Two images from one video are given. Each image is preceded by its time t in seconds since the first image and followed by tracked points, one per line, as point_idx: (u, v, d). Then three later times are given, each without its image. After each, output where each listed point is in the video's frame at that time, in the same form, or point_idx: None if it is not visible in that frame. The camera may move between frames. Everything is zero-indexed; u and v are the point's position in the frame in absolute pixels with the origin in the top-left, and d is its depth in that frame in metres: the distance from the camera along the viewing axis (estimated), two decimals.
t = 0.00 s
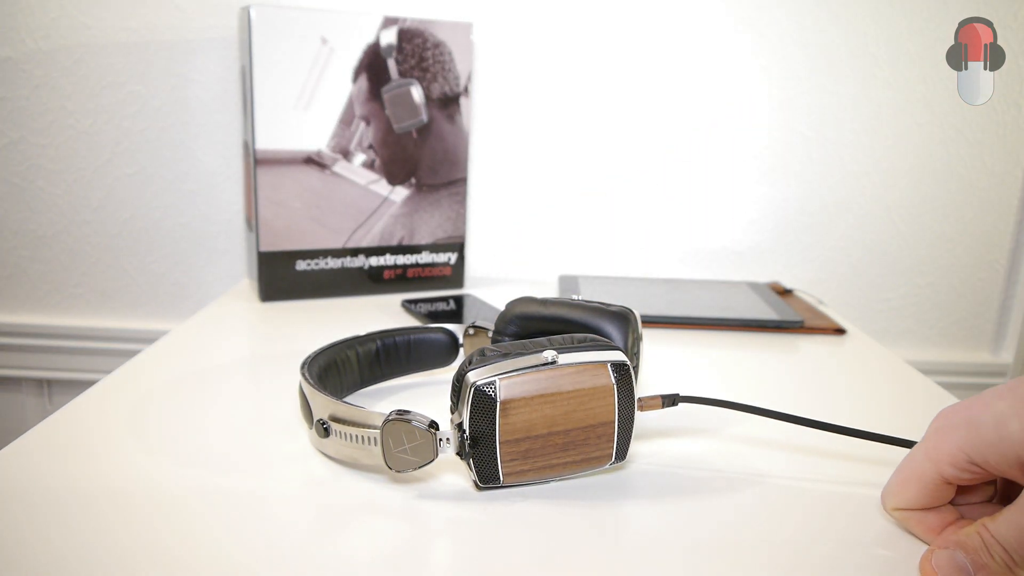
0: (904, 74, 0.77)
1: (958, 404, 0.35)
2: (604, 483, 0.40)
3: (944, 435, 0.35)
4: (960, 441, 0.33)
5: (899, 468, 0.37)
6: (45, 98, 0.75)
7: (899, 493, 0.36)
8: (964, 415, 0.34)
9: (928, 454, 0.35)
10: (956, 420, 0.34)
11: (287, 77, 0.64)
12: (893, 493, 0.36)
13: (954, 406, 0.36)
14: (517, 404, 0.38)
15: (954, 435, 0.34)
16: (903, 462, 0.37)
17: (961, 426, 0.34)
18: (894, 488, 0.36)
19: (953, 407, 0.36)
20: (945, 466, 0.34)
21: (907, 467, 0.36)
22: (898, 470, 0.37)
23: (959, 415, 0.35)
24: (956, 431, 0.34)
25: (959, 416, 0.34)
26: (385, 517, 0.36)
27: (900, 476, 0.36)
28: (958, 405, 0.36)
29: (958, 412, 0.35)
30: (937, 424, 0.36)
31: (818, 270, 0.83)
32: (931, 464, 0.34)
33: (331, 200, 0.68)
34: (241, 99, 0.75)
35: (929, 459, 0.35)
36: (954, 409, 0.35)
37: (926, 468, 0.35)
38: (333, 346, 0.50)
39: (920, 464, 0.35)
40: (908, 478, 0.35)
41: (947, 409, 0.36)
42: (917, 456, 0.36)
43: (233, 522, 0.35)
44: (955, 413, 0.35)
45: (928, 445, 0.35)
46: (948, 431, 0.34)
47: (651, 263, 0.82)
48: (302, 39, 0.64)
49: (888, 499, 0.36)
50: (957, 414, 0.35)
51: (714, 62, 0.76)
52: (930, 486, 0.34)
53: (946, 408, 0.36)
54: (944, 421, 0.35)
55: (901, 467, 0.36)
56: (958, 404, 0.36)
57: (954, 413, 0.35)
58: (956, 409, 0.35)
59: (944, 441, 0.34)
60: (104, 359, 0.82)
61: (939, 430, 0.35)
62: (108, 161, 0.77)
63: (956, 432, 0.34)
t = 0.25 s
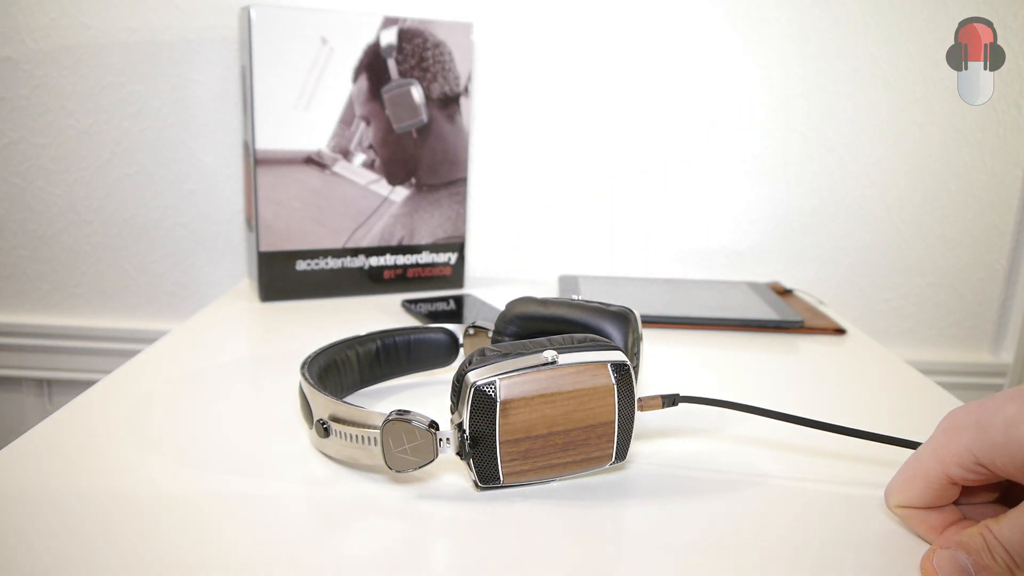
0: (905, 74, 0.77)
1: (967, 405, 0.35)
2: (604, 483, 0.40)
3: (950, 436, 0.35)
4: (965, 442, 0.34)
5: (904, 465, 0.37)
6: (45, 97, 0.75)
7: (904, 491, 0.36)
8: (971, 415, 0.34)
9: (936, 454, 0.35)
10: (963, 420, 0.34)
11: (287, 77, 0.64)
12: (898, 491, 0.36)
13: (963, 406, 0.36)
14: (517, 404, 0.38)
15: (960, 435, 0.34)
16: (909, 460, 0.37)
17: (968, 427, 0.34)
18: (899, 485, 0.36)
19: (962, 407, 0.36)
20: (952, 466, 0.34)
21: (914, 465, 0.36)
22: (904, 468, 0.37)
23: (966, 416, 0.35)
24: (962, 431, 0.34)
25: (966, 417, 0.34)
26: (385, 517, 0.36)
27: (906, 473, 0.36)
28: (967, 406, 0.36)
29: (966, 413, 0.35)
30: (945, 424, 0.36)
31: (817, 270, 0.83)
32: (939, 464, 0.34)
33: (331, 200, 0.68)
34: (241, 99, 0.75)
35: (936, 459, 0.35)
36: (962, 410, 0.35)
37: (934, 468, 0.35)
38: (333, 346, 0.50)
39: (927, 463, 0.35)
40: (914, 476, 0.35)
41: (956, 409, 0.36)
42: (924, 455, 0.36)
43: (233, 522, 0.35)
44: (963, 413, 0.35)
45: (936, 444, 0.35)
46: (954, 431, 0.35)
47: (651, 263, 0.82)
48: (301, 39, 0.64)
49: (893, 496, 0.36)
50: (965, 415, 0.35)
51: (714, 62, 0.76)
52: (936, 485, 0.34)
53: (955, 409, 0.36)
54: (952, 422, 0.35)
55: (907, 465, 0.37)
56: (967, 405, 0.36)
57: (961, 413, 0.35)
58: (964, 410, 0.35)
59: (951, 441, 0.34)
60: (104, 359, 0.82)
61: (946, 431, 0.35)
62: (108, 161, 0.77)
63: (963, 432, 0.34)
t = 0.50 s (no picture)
0: (905, 74, 0.77)
1: (966, 405, 0.35)
2: (604, 483, 0.40)
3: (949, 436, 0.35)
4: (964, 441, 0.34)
5: (904, 465, 0.37)
6: (45, 97, 0.75)
7: (903, 491, 0.36)
8: (970, 415, 0.34)
9: (934, 454, 0.35)
10: (962, 420, 0.35)
11: (288, 77, 0.64)
12: (898, 491, 0.36)
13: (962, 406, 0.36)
14: (517, 404, 0.38)
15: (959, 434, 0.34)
16: (909, 460, 0.37)
17: (966, 426, 0.34)
18: (899, 485, 0.36)
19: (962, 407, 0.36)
20: (950, 465, 0.34)
21: (913, 466, 0.36)
22: (903, 468, 0.37)
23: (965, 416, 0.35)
24: (961, 431, 0.34)
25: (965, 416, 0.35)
26: (385, 518, 0.36)
27: (906, 473, 0.36)
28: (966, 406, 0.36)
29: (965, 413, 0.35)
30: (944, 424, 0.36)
31: (817, 270, 0.83)
32: (937, 464, 0.35)
33: (331, 200, 0.68)
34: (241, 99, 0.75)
35: (934, 459, 0.35)
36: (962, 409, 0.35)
37: (931, 468, 0.35)
38: (333, 346, 0.50)
39: (926, 464, 0.35)
40: (912, 476, 0.35)
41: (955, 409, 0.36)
42: (922, 455, 0.36)
43: (232, 523, 0.35)
44: (962, 413, 0.35)
45: (935, 445, 0.35)
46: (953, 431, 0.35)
47: (651, 263, 0.82)
48: (302, 39, 0.64)
49: (891, 496, 0.36)
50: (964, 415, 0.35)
51: (715, 62, 0.76)
52: (935, 485, 0.35)
53: (954, 409, 0.36)
54: (951, 422, 0.35)
55: (907, 464, 0.37)
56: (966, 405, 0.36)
57: (961, 413, 0.35)
58: (963, 410, 0.35)
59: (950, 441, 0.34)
60: (103, 359, 0.82)
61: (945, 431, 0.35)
62: (108, 161, 0.77)
63: (962, 432, 0.34)
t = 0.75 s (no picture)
0: (904, 74, 0.77)
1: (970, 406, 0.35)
2: (604, 483, 0.40)
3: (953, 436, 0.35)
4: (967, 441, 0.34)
5: (907, 465, 0.37)
6: (45, 97, 0.75)
7: (905, 491, 0.36)
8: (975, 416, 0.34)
9: (937, 454, 0.35)
10: (966, 421, 0.35)
11: (288, 77, 0.64)
12: (900, 490, 0.36)
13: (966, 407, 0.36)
14: (517, 404, 0.38)
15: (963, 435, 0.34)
16: (912, 459, 0.37)
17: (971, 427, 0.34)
18: (901, 485, 0.36)
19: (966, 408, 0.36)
20: (953, 465, 0.34)
21: (915, 465, 0.36)
22: (905, 468, 0.37)
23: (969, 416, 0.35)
24: (964, 432, 0.34)
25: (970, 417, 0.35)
26: (385, 518, 0.36)
27: (908, 473, 0.36)
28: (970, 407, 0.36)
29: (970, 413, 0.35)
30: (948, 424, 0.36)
31: (817, 269, 0.83)
32: (939, 464, 0.35)
33: (331, 200, 0.68)
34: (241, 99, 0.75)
35: (937, 459, 0.35)
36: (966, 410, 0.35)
37: (934, 467, 0.35)
38: (333, 346, 0.50)
39: (928, 463, 0.35)
40: (915, 476, 0.36)
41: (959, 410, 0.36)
42: (925, 455, 0.36)
43: (232, 523, 0.35)
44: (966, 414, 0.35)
45: (938, 444, 0.35)
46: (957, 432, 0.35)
47: (651, 263, 0.82)
48: (302, 39, 0.64)
49: (893, 495, 0.37)
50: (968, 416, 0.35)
51: (714, 62, 0.76)
52: (937, 485, 0.35)
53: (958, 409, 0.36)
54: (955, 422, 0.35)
55: (909, 464, 0.37)
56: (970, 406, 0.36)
57: (965, 414, 0.35)
58: (967, 410, 0.35)
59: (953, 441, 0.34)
60: (103, 359, 0.82)
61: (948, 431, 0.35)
62: (108, 161, 0.77)
63: (965, 433, 0.34)
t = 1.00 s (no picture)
0: (905, 74, 0.77)
1: (976, 407, 0.35)
2: (604, 483, 0.40)
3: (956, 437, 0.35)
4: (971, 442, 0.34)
5: (908, 464, 0.37)
6: (45, 98, 0.75)
7: (907, 490, 0.36)
8: (981, 418, 0.34)
9: (939, 454, 0.35)
10: (970, 422, 0.35)
11: (288, 77, 0.64)
12: (902, 489, 0.36)
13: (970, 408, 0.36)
14: (517, 404, 0.38)
15: (968, 436, 0.34)
16: (914, 459, 0.37)
17: (976, 429, 0.34)
18: (902, 484, 0.36)
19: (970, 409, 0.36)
20: (955, 465, 0.34)
21: (917, 465, 0.36)
22: (907, 467, 0.37)
23: (974, 418, 0.35)
24: (970, 433, 0.34)
25: (974, 419, 0.35)
26: (384, 517, 0.36)
27: (910, 473, 0.36)
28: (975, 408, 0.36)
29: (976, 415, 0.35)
30: (952, 424, 0.36)
31: (817, 269, 0.83)
32: (942, 465, 0.35)
33: (331, 200, 0.68)
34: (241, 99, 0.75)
35: (939, 459, 0.35)
36: (971, 411, 0.35)
37: (937, 467, 0.35)
38: (333, 346, 0.50)
39: (931, 463, 0.35)
40: (917, 476, 0.36)
41: (963, 410, 0.36)
42: (927, 454, 0.36)
43: (232, 523, 0.35)
44: (971, 415, 0.35)
45: (941, 444, 0.35)
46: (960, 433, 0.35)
47: (651, 263, 0.82)
48: (301, 39, 0.64)
49: (895, 495, 0.37)
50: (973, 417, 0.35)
51: (714, 62, 0.76)
52: (940, 485, 0.35)
53: (964, 410, 0.36)
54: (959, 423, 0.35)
55: (911, 464, 0.37)
56: (975, 407, 0.36)
57: (970, 415, 0.35)
58: (973, 412, 0.35)
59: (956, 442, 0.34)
60: (103, 359, 0.82)
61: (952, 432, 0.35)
62: (108, 161, 0.77)
63: (969, 434, 0.34)
